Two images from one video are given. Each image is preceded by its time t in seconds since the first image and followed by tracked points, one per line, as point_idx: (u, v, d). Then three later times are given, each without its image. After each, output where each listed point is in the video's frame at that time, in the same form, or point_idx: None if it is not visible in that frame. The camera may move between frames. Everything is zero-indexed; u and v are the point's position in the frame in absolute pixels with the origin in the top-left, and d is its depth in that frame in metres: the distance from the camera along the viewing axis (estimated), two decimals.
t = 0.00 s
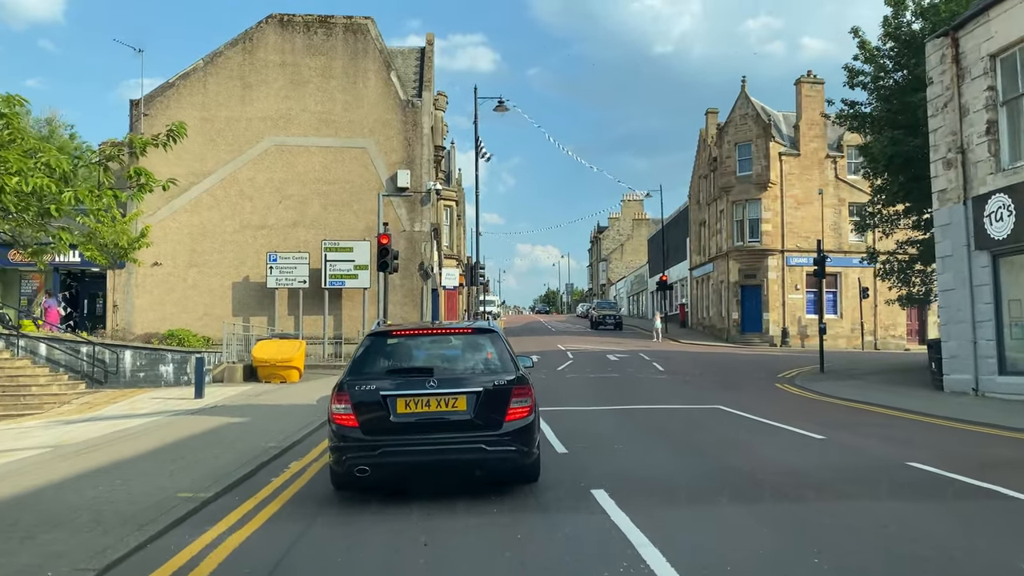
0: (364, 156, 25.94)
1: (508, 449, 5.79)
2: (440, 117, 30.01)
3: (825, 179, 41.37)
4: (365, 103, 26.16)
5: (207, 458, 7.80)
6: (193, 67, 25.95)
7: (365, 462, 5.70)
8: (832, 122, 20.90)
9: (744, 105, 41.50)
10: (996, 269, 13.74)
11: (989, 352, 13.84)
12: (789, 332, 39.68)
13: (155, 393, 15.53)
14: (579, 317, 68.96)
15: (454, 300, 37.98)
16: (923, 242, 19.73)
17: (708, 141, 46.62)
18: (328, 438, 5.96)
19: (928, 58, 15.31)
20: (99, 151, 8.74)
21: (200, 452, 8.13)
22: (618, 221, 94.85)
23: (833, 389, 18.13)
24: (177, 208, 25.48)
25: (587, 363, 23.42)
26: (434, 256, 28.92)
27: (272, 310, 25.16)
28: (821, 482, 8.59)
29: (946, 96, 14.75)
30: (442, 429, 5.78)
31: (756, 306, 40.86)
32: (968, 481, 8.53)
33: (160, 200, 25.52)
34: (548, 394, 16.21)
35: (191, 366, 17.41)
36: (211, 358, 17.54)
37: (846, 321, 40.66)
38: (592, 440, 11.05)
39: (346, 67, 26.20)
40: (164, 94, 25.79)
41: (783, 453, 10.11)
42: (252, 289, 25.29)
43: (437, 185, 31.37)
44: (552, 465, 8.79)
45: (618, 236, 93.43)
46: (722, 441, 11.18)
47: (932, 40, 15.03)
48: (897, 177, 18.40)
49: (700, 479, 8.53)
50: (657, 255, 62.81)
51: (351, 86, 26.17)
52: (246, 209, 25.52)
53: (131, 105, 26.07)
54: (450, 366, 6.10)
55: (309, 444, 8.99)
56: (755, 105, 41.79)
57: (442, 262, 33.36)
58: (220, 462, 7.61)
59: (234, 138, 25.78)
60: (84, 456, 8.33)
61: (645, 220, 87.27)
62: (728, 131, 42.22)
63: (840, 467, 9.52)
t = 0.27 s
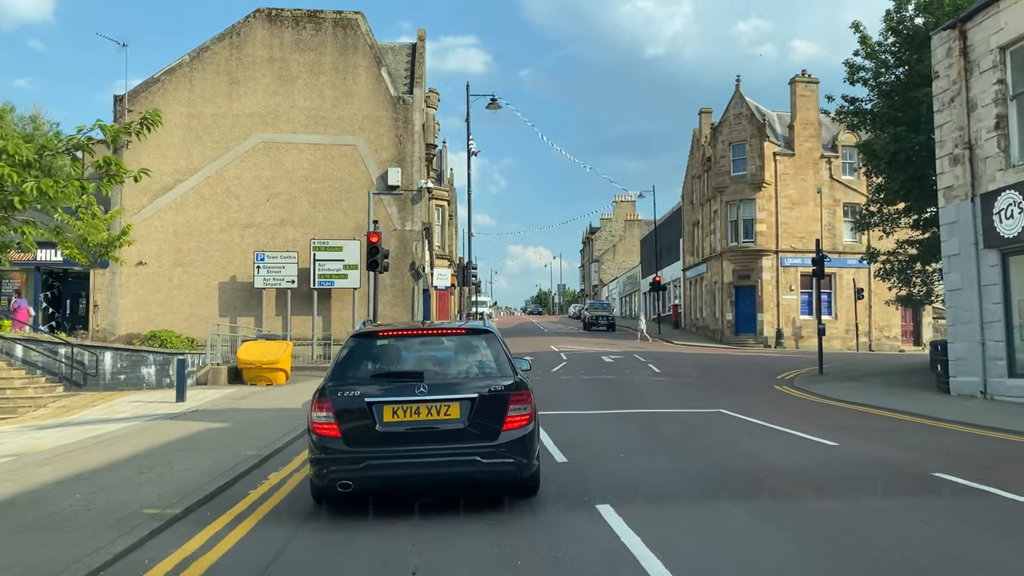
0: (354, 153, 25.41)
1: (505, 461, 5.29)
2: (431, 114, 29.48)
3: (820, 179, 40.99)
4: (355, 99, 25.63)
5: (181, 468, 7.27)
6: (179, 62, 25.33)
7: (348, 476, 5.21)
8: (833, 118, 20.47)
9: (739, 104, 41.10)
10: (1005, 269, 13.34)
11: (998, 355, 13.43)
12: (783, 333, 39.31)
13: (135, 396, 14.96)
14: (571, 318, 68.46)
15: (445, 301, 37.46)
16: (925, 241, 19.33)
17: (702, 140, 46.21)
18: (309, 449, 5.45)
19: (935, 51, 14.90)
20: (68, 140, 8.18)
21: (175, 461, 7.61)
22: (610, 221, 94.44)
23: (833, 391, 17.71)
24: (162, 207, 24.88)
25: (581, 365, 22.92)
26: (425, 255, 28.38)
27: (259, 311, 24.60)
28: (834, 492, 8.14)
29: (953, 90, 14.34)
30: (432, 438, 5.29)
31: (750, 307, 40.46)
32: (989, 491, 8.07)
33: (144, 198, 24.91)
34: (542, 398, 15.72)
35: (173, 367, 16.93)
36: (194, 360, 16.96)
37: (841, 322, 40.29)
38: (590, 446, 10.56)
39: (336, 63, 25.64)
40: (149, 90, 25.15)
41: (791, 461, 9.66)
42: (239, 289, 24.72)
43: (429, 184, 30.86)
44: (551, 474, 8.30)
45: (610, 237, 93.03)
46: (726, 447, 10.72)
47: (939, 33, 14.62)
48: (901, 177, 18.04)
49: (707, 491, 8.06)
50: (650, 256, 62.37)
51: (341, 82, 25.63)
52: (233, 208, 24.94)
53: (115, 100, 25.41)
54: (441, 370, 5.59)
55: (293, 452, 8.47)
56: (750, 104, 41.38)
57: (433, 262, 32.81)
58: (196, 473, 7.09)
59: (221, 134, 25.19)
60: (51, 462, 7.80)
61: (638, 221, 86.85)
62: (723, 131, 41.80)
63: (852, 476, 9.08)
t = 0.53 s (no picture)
0: (345, 151, 24.96)
1: (502, 474, 4.87)
2: (424, 112, 29.04)
3: (816, 180, 40.69)
4: (347, 97, 25.17)
5: (155, 479, 6.81)
6: (166, 58, 24.79)
7: (332, 491, 4.77)
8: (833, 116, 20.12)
9: (734, 104, 40.76)
10: (1013, 268, 12.98)
11: (1006, 356, 13.06)
12: (779, 335, 38.96)
13: (117, 400, 14.46)
14: (565, 320, 68.04)
15: (438, 303, 36.97)
16: (926, 241, 18.99)
17: (697, 141, 45.88)
18: (289, 460, 5.02)
19: (940, 46, 14.55)
20: (38, 130, 7.68)
21: (150, 470, 7.15)
22: (604, 223, 94.10)
23: (835, 393, 17.33)
24: (149, 206, 24.36)
25: (576, 367, 22.50)
26: (418, 256, 27.92)
27: (248, 312, 24.10)
28: (846, 497, 7.73)
29: (959, 86, 13.98)
30: (423, 448, 4.86)
31: (745, 309, 40.10)
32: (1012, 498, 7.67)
33: (131, 197, 24.39)
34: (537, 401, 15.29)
35: (158, 370, 16.42)
36: (179, 362, 16.46)
37: (837, 324, 39.96)
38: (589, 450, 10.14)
39: (327, 59, 25.18)
40: (135, 87, 24.61)
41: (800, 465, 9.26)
42: (227, 290, 24.22)
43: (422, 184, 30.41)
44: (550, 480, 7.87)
45: (604, 238, 92.68)
46: (730, 451, 10.31)
47: (944, 27, 14.26)
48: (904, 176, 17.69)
49: (715, 497, 7.64)
50: (644, 257, 62.03)
51: (332, 79, 25.17)
52: (222, 207, 24.44)
53: (101, 97, 24.86)
54: (434, 374, 5.17)
55: (276, 460, 8.04)
56: (745, 104, 41.03)
57: (426, 263, 32.35)
58: (170, 484, 6.63)
59: (209, 132, 24.68)
60: (18, 471, 7.34)
61: (631, 223, 86.57)
62: (718, 131, 41.44)
63: (863, 480, 8.67)
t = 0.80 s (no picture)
0: (337, 150, 24.56)
1: (500, 488, 4.47)
2: (417, 111, 28.64)
3: (813, 181, 40.43)
4: (339, 94, 24.76)
5: (128, 490, 6.40)
6: (155, 55, 24.31)
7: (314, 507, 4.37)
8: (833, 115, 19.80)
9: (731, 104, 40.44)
10: (1021, 268, 12.66)
11: (1014, 358, 12.74)
12: (776, 336, 38.66)
13: (101, 403, 14.03)
14: (559, 321, 67.64)
15: (431, 304, 36.57)
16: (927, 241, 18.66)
17: (692, 141, 45.57)
18: (268, 473, 4.63)
19: (945, 41, 14.21)
20: (8, 120, 7.20)
21: (124, 480, 6.73)
22: (598, 224, 93.79)
23: (835, 396, 16.99)
24: (137, 205, 23.91)
25: (572, 369, 22.13)
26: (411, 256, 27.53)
27: (237, 313, 23.67)
28: (858, 503, 7.40)
29: (965, 82, 13.66)
30: (414, 460, 4.47)
31: (741, 310, 39.79)
32: None
33: (118, 196, 23.92)
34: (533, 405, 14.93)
35: (143, 373, 15.64)
36: (164, 365, 16.02)
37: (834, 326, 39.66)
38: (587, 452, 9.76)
39: (319, 56, 24.77)
40: (123, 83, 24.13)
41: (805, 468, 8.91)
42: (216, 290, 23.79)
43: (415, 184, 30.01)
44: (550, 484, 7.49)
45: (598, 240, 92.37)
46: (733, 454, 9.95)
47: (949, 22, 13.91)
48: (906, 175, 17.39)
49: (723, 506, 7.27)
50: (639, 258, 61.67)
51: (323, 77, 24.76)
52: (211, 207, 23.99)
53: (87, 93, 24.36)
54: (426, 379, 4.78)
55: (261, 468, 7.64)
56: (741, 104, 40.72)
57: (419, 264, 31.95)
58: (144, 496, 6.21)
59: (198, 130, 24.23)
60: None
61: (626, 224, 86.30)
62: (714, 131, 41.10)
63: (874, 485, 8.35)
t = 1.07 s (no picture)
0: (330, 149, 24.22)
1: (499, 501, 4.15)
2: (412, 110, 28.31)
3: (810, 181, 40.20)
4: (332, 92, 24.43)
5: (105, 499, 6.05)
6: (145, 52, 23.92)
7: (297, 522, 4.05)
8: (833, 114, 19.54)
9: (727, 104, 40.20)
10: None
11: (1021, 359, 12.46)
12: (772, 338, 38.40)
13: (86, 406, 13.67)
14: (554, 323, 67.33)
15: (426, 306, 36.21)
16: (928, 241, 18.40)
17: (689, 142, 45.34)
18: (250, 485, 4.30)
19: (949, 37, 13.93)
20: None
21: (101, 489, 6.39)
22: (593, 226, 93.55)
23: (837, 398, 16.71)
24: (127, 204, 23.51)
25: (569, 371, 21.82)
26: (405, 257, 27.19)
27: (229, 314, 23.30)
28: (870, 503, 7.10)
29: (971, 79, 13.39)
30: (407, 472, 4.15)
31: (738, 312, 39.52)
32: None
33: (108, 195, 23.52)
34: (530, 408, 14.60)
35: (130, 375, 15.37)
36: (152, 367, 15.63)
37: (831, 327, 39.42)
38: (588, 454, 9.45)
39: (312, 54, 24.42)
40: (112, 81, 23.72)
41: (815, 469, 8.61)
42: (207, 291, 23.41)
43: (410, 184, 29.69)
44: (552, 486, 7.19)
45: (593, 241, 92.12)
46: (739, 456, 9.65)
47: (954, 17, 13.62)
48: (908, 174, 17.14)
49: (731, 507, 6.96)
50: (634, 259, 61.41)
51: (317, 75, 24.42)
52: (203, 206, 23.62)
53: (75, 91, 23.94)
54: (420, 385, 4.46)
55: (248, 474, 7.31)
56: (738, 104, 40.47)
57: (413, 264, 31.62)
58: (121, 506, 5.87)
59: (190, 128, 23.86)
60: None
61: (621, 226, 86.11)
62: (710, 132, 40.84)
63: (885, 485, 8.04)
